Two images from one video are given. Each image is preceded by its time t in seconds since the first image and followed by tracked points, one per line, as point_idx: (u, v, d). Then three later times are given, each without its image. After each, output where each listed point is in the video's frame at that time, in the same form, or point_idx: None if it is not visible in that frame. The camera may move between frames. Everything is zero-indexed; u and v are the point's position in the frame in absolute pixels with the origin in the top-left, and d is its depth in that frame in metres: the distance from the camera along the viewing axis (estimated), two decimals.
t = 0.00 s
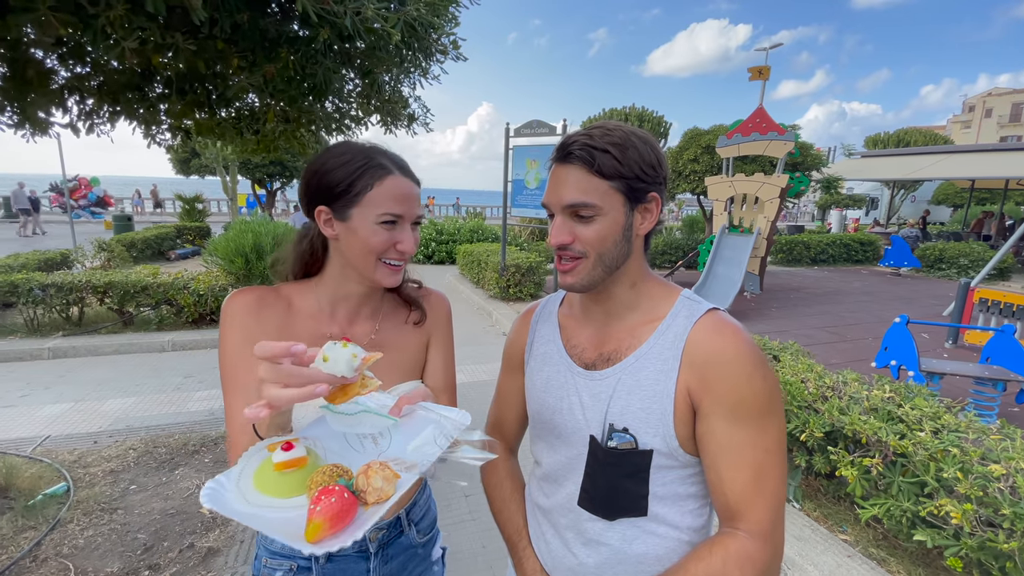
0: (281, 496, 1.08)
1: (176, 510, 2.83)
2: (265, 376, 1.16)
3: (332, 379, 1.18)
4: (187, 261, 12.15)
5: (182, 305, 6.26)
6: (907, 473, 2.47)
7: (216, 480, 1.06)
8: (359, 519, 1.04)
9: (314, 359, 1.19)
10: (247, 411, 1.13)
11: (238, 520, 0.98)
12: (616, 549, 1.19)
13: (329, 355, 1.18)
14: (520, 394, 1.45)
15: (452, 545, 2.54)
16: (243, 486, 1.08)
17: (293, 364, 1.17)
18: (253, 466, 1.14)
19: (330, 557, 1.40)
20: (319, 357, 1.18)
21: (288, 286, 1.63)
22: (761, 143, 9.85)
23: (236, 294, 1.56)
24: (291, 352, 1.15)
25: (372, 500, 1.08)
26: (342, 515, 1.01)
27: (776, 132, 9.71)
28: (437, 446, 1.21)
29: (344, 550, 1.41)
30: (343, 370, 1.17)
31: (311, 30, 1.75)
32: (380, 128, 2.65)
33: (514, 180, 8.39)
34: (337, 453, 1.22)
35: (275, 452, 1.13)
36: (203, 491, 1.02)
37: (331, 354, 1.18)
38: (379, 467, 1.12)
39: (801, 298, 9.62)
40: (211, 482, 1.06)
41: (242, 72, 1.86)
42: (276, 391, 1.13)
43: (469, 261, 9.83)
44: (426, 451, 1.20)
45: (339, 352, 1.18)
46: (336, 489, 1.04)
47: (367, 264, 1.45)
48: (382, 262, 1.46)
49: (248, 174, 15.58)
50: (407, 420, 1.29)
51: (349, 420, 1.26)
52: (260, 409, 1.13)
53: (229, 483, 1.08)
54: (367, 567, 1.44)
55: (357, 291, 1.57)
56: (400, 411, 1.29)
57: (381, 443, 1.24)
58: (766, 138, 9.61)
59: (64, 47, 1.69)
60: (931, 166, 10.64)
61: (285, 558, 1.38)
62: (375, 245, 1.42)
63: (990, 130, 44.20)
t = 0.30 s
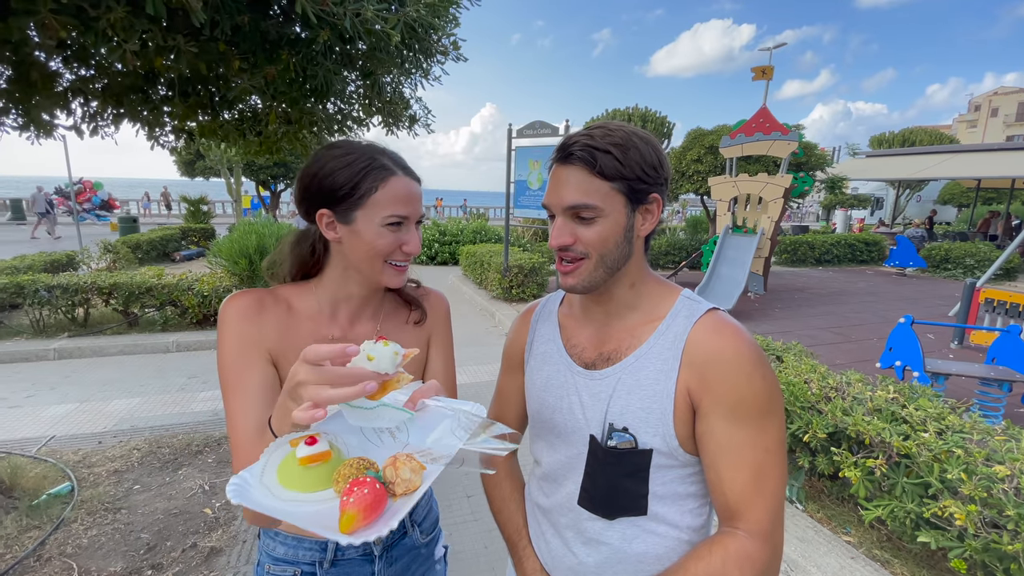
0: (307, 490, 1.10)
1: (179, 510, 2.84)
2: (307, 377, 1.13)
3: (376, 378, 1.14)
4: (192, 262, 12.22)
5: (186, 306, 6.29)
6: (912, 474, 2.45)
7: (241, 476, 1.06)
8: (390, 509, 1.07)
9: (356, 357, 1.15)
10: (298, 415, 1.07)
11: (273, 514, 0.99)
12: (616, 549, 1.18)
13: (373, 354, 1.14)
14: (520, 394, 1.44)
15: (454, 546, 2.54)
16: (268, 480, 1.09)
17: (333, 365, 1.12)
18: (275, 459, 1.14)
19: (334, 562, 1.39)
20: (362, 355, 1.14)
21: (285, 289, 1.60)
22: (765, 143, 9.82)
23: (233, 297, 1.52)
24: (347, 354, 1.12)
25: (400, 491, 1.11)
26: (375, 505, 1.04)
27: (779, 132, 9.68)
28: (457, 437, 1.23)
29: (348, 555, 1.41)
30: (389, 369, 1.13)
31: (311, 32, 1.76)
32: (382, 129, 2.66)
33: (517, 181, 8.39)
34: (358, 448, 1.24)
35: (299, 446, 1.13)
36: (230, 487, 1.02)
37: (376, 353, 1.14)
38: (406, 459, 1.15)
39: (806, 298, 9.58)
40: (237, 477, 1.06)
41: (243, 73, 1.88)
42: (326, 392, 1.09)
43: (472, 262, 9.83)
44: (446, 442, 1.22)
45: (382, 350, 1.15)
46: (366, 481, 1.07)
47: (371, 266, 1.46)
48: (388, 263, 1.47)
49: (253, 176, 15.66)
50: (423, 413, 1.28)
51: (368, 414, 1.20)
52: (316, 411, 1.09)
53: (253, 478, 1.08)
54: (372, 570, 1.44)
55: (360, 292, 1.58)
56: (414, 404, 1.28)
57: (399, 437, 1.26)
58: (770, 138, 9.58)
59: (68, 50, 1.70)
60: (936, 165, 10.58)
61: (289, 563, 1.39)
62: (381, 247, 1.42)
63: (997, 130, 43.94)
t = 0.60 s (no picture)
0: (351, 473, 1.08)
1: (183, 509, 2.86)
2: (345, 375, 1.07)
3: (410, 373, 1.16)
4: (196, 264, 12.28)
5: (190, 307, 6.32)
6: (915, 474, 2.44)
7: (287, 462, 1.04)
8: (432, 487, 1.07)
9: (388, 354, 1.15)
10: (337, 412, 1.04)
11: (324, 495, 0.98)
12: (617, 545, 1.19)
13: (406, 350, 1.16)
14: (519, 392, 1.45)
15: (458, 545, 2.54)
16: (312, 465, 1.07)
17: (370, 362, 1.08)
18: (316, 446, 1.11)
19: (352, 558, 1.41)
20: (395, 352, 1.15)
21: (291, 290, 1.60)
22: (768, 142, 9.79)
23: (241, 300, 1.51)
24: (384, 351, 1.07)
25: (440, 468, 1.10)
26: (419, 483, 1.04)
27: (782, 132, 9.66)
28: (487, 418, 1.23)
29: (365, 552, 1.42)
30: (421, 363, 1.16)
31: (312, 33, 1.76)
32: (383, 129, 2.67)
33: (519, 181, 8.40)
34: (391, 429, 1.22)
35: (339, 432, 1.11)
36: (278, 473, 1.01)
37: (408, 348, 1.16)
38: (444, 438, 1.14)
39: (810, 299, 9.54)
40: (283, 463, 1.04)
41: (246, 75, 1.89)
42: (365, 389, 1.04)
43: (475, 262, 9.84)
44: (476, 422, 1.22)
45: (414, 345, 1.17)
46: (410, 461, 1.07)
47: (380, 263, 1.47)
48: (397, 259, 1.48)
49: (256, 178, 15.72)
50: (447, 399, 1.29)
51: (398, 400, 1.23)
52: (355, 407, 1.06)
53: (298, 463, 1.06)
54: (388, 566, 1.46)
55: (368, 288, 1.60)
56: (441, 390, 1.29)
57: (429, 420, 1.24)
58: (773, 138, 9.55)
59: (73, 53, 1.72)
60: (941, 164, 10.52)
61: (307, 561, 1.40)
62: (389, 242, 1.44)
63: (1002, 129, 43.72)
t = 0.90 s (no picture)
0: (360, 469, 1.09)
1: (185, 511, 2.87)
2: (355, 375, 1.07)
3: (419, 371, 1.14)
4: (198, 266, 12.34)
5: (192, 309, 6.34)
6: (917, 474, 2.43)
7: (298, 456, 1.05)
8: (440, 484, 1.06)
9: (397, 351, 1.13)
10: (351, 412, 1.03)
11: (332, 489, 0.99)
12: (614, 546, 1.19)
13: (415, 348, 1.14)
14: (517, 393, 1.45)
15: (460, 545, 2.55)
16: (323, 459, 1.08)
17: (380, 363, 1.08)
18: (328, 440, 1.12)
19: (364, 556, 1.42)
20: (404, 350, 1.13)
21: (298, 292, 1.61)
22: (769, 143, 9.78)
23: (249, 302, 1.52)
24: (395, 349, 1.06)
25: (447, 467, 1.09)
26: (427, 479, 1.04)
27: (784, 132, 9.65)
28: (492, 418, 1.22)
29: (377, 549, 1.43)
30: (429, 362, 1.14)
31: (312, 36, 1.77)
32: (384, 132, 2.68)
33: (520, 182, 8.41)
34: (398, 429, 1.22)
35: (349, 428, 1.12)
36: (290, 467, 1.02)
37: (417, 347, 1.14)
38: (451, 437, 1.14)
39: (812, 299, 9.51)
40: (295, 457, 1.05)
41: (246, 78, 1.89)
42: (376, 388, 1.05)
43: (476, 264, 9.85)
44: (482, 422, 1.22)
45: (423, 344, 1.15)
46: (418, 457, 1.07)
47: (384, 263, 1.48)
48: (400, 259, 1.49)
49: (258, 180, 15.77)
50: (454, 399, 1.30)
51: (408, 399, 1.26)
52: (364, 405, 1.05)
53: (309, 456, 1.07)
54: (399, 563, 1.47)
55: (372, 288, 1.61)
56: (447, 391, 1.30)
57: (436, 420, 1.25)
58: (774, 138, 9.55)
59: (75, 57, 1.73)
60: (943, 164, 10.49)
61: (319, 559, 1.40)
62: (391, 243, 1.44)
63: (1005, 129, 43.56)
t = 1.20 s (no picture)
0: (363, 471, 1.09)
1: (186, 513, 2.87)
2: (355, 384, 1.09)
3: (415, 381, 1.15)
4: (199, 268, 12.35)
5: (193, 311, 6.35)
6: (918, 474, 2.43)
7: (303, 457, 1.06)
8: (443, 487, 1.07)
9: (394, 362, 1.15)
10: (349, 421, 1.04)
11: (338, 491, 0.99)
12: (614, 547, 1.19)
13: (410, 358, 1.14)
14: (517, 392, 1.45)
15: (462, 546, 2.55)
16: (326, 461, 1.08)
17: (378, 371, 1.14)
18: (331, 443, 1.13)
19: (372, 554, 1.42)
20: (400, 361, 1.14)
21: (294, 296, 1.60)
22: (769, 142, 9.78)
23: (246, 307, 1.51)
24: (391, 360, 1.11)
25: (449, 470, 1.10)
26: (430, 483, 1.04)
27: (783, 132, 9.65)
28: (491, 420, 1.22)
29: (384, 547, 1.42)
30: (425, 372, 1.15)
31: (312, 38, 1.78)
32: (384, 133, 2.68)
33: (520, 183, 8.41)
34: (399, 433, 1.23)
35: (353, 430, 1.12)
36: (295, 468, 1.02)
37: (413, 357, 1.14)
38: (453, 440, 1.14)
39: (812, 299, 9.51)
40: (299, 458, 1.06)
41: (246, 80, 1.89)
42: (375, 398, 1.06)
43: (476, 264, 9.85)
44: (481, 424, 1.22)
45: (419, 354, 1.15)
46: (421, 461, 1.07)
47: (377, 266, 1.48)
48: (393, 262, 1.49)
49: (259, 182, 15.78)
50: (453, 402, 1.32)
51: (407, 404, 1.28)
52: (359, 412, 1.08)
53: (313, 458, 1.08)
54: (406, 561, 1.46)
55: (368, 289, 1.61)
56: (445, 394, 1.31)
57: (436, 423, 1.26)
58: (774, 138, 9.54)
59: (76, 59, 1.74)
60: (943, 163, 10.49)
61: (327, 559, 1.40)
62: (384, 246, 1.45)
63: (1005, 128, 43.52)
